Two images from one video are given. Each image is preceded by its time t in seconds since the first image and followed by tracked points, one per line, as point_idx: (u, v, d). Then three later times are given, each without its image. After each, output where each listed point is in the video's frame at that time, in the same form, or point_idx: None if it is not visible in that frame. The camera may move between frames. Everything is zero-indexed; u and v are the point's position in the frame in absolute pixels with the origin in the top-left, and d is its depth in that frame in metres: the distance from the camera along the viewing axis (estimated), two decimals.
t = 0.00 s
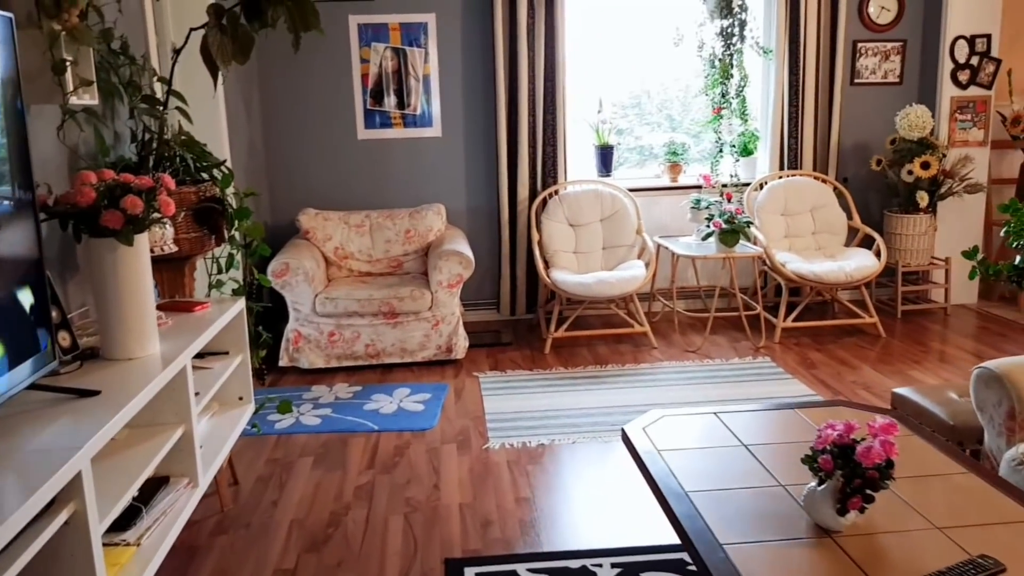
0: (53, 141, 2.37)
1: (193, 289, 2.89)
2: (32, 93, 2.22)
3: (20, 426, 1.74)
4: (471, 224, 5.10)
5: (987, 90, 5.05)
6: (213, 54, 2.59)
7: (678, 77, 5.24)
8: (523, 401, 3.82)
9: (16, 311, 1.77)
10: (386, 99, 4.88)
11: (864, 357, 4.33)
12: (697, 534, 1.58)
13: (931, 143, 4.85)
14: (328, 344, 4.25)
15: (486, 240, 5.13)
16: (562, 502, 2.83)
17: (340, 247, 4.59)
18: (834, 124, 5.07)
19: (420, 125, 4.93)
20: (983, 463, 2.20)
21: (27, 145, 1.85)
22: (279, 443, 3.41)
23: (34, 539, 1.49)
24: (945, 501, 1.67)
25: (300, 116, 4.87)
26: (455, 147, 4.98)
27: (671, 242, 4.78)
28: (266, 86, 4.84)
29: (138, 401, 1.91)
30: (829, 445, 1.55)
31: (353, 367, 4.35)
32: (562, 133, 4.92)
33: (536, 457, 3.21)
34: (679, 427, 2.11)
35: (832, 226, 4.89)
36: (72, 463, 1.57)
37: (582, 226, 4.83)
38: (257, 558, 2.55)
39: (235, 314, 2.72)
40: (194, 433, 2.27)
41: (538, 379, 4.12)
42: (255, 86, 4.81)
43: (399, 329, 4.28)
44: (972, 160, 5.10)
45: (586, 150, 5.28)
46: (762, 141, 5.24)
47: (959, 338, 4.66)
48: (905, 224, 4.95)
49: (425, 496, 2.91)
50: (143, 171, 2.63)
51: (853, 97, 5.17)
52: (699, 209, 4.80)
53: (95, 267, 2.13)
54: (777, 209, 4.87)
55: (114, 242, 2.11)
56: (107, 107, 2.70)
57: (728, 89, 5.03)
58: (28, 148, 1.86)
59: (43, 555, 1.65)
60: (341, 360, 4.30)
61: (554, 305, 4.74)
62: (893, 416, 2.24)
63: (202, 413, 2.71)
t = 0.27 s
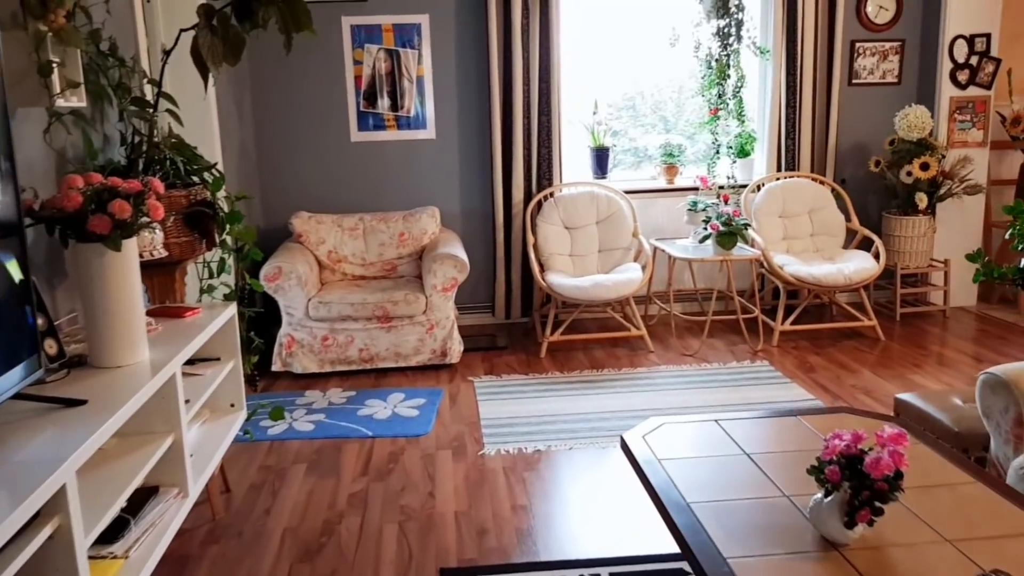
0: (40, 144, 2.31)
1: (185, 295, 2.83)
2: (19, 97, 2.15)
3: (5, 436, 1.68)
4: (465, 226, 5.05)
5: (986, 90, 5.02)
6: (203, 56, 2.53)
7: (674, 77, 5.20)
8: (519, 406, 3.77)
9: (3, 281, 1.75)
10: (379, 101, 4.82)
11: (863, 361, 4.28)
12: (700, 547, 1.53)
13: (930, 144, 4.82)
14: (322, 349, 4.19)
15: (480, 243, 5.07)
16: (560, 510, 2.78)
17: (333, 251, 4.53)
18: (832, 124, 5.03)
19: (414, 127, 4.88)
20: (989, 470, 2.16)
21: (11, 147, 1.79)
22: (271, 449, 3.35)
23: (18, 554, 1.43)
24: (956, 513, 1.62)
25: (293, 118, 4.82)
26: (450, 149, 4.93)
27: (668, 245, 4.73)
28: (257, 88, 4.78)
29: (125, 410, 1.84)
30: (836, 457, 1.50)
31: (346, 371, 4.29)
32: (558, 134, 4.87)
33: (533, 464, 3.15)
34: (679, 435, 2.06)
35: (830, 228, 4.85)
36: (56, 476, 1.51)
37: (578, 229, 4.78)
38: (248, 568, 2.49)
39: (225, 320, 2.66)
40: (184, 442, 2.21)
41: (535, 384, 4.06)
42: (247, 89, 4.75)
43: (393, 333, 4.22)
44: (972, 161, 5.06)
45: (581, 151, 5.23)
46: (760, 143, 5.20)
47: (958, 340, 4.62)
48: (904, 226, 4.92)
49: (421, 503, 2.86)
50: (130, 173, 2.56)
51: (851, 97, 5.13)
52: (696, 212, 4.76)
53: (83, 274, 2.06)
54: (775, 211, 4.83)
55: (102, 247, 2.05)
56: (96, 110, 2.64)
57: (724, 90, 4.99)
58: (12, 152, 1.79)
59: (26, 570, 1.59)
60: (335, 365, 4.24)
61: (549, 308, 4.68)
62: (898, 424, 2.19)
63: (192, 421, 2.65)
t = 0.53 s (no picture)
0: (15, 149, 2.19)
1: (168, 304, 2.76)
2: None
3: None
4: (458, 229, 4.97)
5: (984, 92, 4.96)
6: (187, 58, 2.44)
7: (669, 79, 5.13)
8: (513, 414, 3.69)
9: None
10: (372, 103, 4.74)
11: (862, 366, 4.22)
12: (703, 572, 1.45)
13: (928, 146, 4.76)
14: (311, 355, 4.10)
15: (473, 247, 4.99)
16: (554, 524, 2.70)
17: (324, 254, 4.45)
18: (829, 126, 4.96)
19: (406, 129, 4.80)
20: (998, 485, 2.09)
21: None
22: (258, 460, 3.26)
23: None
24: (969, 536, 1.55)
25: (282, 120, 4.73)
26: (443, 151, 4.85)
27: (664, 248, 4.66)
28: (247, 90, 4.69)
29: (99, 426, 1.76)
30: (845, 478, 1.42)
31: (336, 378, 4.20)
32: (551, 136, 4.80)
33: (527, 475, 3.07)
34: (678, 451, 1.98)
35: (828, 231, 4.79)
36: (19, 499, 1.42)
37: (572, 232, 4.70)
38: None
39: (209, 329, 2.58)
40: (162, 457, 2.12)
41: (529, 391, 3.99)
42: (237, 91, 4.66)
43: (384, 339, 4.14)
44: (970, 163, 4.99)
45: (575, 153, 5.16)
46: (756, 145, 5.14)
47: (958, 345, 4.56)
48: (902, 229, 4.85)
49: (410, 517, 2.78)
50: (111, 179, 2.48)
51: (848, 99, 5.06)
52: (692, 215, 4.70)
53: (59, 284, 1.97)
54: (772, 214, 4.76)
55: (78, 256, 1.96)
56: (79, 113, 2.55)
57: (720, 91, 4.91)
58: None
59: None
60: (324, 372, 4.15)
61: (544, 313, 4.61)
62: (905, 436, 2.12)
63: (173, 433, 2.56)
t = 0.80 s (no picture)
0: None
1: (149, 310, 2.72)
2: None
3: None
4: (450, 235, 4.92)
5: (979, 105, 4.93)
6: (170, 58, 2.38)
7: (664, 87, 5.09)
8: (502, 425, 3.64)
9: None
10: (365, 105, 4.69)
11: (856, 380, 4.18)
12: None
13: (923, 159, 4.74)
14: (299, 362, 4.05)
15: (465, 254, 4.94)
16: (541, 541, 2.65)
17: (313, 259, 4.39)
18: (825, 135, 4.93)
19: (399, 133, 4.75)
20: (996, 508, 2.05)
21: None
22: (241, 471, 3.20)
23: None
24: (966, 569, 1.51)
25: (273, 123, 4.67)
26: (438, 155, 4.80)
27: (658, 257, 4.62)
28: (237, 92, 4.63)
29: (64, 445, 1.70)
30: (845, 507, 1.37)
31: (324, 386, 4.15)
32: (545, 142, 4.75)
33: (515, 490, 3.02)
34: (669, 473, 1.93)
35: (823, 242, 4.75)
36: None
37: (566, 240, 4.66)
38: None
39: (188, 337, 2.53)
40: (132, 475, 2.08)
41: (519, 401, 3.94)
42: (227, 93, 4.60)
43: (373, 346, 4.08)
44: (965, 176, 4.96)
45: (570, 160, 5.11)
46: (751, 155, 5.10)
47: (952, 359, 4.52)
48: (897, 241, 4.82)
49: (395, 533, 2.73)
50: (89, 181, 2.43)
51: (843, 111, 5.03)
52: (688, 224, 4.64)
53: (25, 294, 1.91)
54: (767, 224, 4.72)
55: (45, 264, 1.90)
56: (59, 113, 2.49)
57: (716, 101, 4.87)
58: None
59: None
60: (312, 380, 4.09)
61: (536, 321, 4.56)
62: (901, 457, 2.08)
63: (149, 447, 2.51)
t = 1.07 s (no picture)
0: None
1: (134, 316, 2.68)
2: None
3: None
4: (444, 239, 4.87)
5: (977, 105, 4.91)
6: (153, 58, 2.34)
7: (659, 88, 5.05)
8: (497, 430, 3.59)
9: None
10: (356, 108, 4.65)
11: (853, 382, 4.14)
12: None
13: (921, 159, 4.70)
14: (291, 368, 4.00)
15: (459, 257, 4.90)
16: (536, 548, 2.61)
17: (305, 263, 4.34)
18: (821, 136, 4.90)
19: (391, 135, 4.70)
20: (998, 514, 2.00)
21: None
22: (231, 479, 3.15)
23: None
24: None
25: (265, 125, 4.63)
26: (430, 158, 4.76)
27: (653, 260, 4.59)
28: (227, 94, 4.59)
29: (45, 454, 1.66)
30: (845, 516, 1.33)
31: (317, 391, 4.10)
32: (540, 144, 4.71)
33: (509, 496, 2.98)
34: (666, 480, 1.89)
35: (819, 243, 4.72)
36: None
37: (560, 243, 4.62)
38: None
39: (175, 343, 2.48)
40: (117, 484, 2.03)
41: (514, 406, 3.89)
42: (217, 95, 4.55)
43: (366, 351, 4.03)
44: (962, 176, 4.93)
45: (565, 162, 5.07)
46: (747, 156, 5.07)
47: (950, 360, 4.49)
48: (894, 242, 4.79)
49: (388, 541, 2.68)
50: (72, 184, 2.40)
51: (840, 111, 5.00)
52: (683, 226, 4.61)
53: (3, 300, 1.86)
54: (763, 226, 4.69)
55: (24, 269, 1.85)
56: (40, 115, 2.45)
57: (712, 101, 4.86)
58: None
59: None
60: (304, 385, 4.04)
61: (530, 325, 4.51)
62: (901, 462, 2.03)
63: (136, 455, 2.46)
